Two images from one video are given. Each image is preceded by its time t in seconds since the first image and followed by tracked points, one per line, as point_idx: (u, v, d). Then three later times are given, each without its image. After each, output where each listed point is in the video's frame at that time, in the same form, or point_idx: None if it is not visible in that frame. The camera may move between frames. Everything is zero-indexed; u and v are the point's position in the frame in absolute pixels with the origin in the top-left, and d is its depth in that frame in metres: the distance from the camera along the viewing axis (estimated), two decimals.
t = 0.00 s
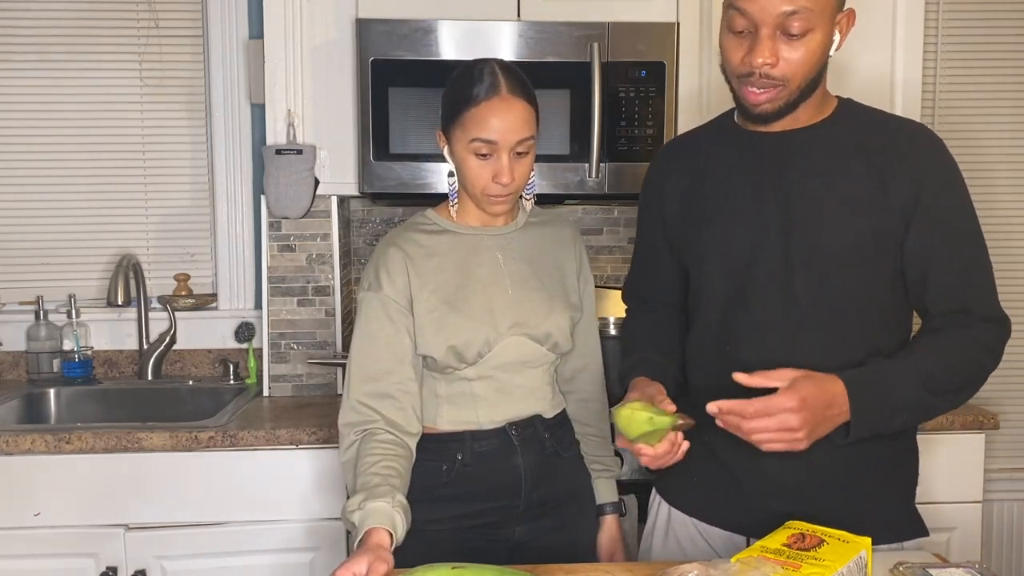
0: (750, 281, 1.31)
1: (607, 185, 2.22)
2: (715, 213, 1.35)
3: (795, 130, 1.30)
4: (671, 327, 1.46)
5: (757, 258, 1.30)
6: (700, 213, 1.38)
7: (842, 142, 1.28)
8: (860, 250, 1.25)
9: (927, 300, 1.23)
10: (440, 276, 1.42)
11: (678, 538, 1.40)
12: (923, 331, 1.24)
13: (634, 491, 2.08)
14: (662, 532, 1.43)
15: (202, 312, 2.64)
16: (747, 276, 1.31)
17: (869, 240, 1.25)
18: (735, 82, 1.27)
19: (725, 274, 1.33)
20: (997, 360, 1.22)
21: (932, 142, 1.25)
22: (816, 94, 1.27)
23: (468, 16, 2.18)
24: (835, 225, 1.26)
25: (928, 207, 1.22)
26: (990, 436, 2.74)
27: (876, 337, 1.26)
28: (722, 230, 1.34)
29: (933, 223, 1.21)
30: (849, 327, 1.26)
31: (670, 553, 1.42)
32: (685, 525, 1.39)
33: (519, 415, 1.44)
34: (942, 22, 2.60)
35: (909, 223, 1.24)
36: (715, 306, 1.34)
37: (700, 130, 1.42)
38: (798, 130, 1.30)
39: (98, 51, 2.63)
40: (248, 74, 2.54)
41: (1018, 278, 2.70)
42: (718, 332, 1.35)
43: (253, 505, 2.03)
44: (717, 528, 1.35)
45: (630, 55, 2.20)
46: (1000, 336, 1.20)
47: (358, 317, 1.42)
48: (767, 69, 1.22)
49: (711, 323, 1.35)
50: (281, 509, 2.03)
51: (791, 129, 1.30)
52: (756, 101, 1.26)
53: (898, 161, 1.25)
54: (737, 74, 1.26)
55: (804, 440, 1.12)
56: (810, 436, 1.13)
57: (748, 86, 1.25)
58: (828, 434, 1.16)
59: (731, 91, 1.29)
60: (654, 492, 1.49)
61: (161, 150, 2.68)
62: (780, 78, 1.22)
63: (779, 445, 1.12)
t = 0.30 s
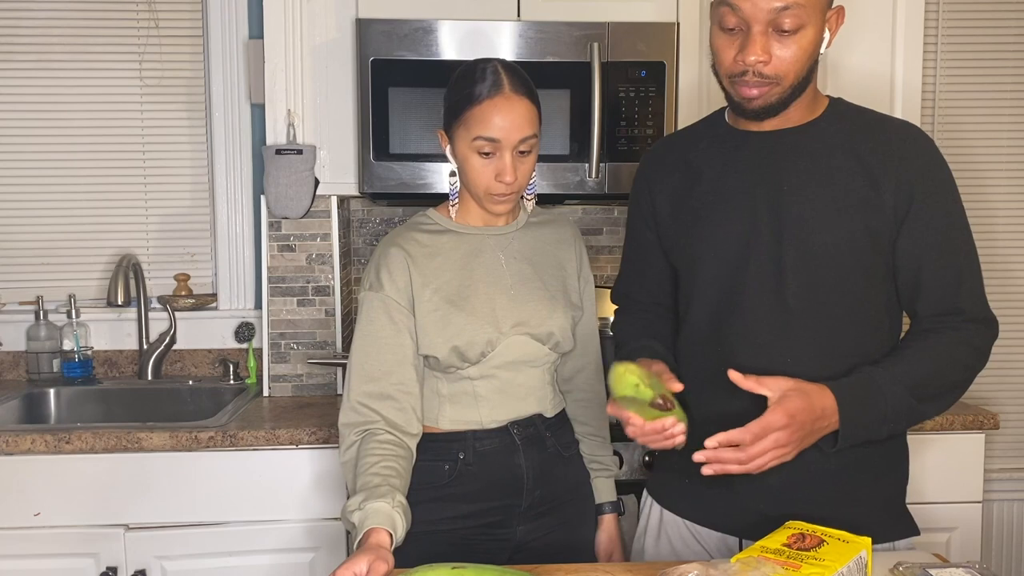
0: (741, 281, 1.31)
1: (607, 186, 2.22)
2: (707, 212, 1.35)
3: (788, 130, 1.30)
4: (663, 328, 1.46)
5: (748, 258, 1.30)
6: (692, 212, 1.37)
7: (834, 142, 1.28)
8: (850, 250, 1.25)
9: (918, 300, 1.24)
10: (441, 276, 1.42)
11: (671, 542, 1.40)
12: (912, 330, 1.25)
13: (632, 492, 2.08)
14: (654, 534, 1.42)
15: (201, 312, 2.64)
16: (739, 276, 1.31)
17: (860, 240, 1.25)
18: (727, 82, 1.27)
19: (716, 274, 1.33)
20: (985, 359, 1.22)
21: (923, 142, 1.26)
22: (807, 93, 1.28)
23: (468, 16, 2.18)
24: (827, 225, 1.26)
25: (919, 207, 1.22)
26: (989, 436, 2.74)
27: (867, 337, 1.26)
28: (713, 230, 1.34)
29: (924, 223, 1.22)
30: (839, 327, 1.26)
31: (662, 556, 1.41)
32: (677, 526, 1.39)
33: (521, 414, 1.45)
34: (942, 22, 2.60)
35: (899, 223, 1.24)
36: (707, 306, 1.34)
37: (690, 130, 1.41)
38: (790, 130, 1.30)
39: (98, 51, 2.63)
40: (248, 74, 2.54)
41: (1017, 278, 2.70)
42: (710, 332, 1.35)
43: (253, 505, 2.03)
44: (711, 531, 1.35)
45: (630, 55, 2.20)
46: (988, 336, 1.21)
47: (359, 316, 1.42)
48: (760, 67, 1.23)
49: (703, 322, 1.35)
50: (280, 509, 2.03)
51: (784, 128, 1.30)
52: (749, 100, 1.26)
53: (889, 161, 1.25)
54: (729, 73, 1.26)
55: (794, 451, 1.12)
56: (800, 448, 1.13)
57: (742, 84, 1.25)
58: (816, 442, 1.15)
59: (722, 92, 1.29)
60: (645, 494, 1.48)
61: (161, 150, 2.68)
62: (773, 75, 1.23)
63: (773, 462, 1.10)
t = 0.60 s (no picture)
0: (729, 282, 1.31)
1: (607, 185, 2.22)
2: (696, 213, 1.35)
3: (787, 123, 1.30)
4: (656, 329, 1.46)
5: (736, 259, 1.30)
6: (681, 213, 1.37)
7: (822, 142, 1.28)
8: (838, 251, 1.25)
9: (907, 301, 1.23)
10: (442, 276, 1.42)
11: (663, 545, 1.39)
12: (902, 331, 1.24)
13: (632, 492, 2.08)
14: (647, 536, 1.42)
15: (201, 312, 2.64)
16: (728, 277, 1.31)
17: (848, 241, 1.25)
18: (729, 66, 1.28)
19: (705, 275, 1.33)
20: (977, 360, 1.21)
21: (912, 142, 1.25)
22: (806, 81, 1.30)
23: (468, 17, 2.18)
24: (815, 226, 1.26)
25: (907, 207, 1.22)
26: (989, 436, 2.74)
27: (856, 338, 1.26)
28: (702, 231, 1.34)
29: (911, 223, 1.21)
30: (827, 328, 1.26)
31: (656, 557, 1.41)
32: (669, 525, 1.39)
33: (523, 414, 1.45)
34: (942, 22, 2.59)
35: (886, 224, 1.24)
36: (697, 307, 1.34)
37: (681, 130, 1.41)
38: (791, 121, 1.30)
39: (98, 51, 2.63)
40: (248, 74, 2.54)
41: (1018, 278, 2.70)
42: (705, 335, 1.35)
43: (253, 505, 2.03)
44: (704, 534, 1.35)
45: (630, 55, 2.20)
46: (977, 339, 1.20)
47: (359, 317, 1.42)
48: (767, 43, 1.24)
49: (693, 323, 1.35)
50: (280, 509, 2.03)
51: (784, 121, 1.30)
52: (754, 80, 1.26)
53: (877, 161, 1.25)
54: (732, 54, 1.27)
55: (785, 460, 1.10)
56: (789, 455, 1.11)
57: (747, 65, 1.26)
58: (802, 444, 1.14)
59: (722, 81, 1.30)
60: (638, 495, 1.48)
61: (161, 150, 2.68)
62: (779, 50, 1.24)
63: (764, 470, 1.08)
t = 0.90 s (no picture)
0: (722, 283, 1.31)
1: (607, 185, 2.22)
2: (691, 215, 1.35)
3: (779, 122, 1.30)
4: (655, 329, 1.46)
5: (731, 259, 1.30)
6: (677, 214, 1.38)
7: (816, 142, 1.28)
8: (833, 250, 1.25)
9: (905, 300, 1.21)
10: (441, 276, 1.42)
11: (660, 544, 1.40)
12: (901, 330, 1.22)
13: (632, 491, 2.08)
14: (644, 535, 1.43)
15: (201, 312, 2.64)
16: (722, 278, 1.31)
17: (842, 241, 1.24)
18: (719, 68, 1.27)
19: (700, 276, 1.34)
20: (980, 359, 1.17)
21: (906, 139, 1.24)
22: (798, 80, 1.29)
23: (468, 17, 2.18)
24: (808, 226, 1.26)
25: (900, 205, 1.20)
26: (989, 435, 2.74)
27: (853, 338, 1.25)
28: (697, 232, 1.34)
29: (905, 221, 1.20)
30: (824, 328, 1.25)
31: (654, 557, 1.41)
32: (664, 526, 1.39)
33: (523, 414, 1.45)
34: (942, 22, 2.59)
35: (878, 222, 1.23)
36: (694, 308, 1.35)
37: (679, 132, 1.42)
38: (783, 121, 1.30)
39: (98, 51, 2.63)
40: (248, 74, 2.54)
41: (1018, 278, 2.70)
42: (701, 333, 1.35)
43: (252, 505, 2.03)
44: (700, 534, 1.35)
45: (630, 55, 2.20)
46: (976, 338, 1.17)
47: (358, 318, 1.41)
48: (756, 47, 1.23)
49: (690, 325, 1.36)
50: (280, 509, 2.03)
51: (775, 121, 1.30)
52: (745, 84, 1.26)
53: (870, 159, 1.24)
54: (721, 57, 1.26)
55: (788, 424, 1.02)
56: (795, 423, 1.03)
57: (737, 68, 1.26)
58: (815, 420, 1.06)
59: (713, 82, 1.29)
60: (634, 495, 1.48)
61: (161, 150, 2.68)
62: (768, 54, 1.23)
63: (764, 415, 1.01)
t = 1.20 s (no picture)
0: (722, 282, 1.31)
1: (607, 185, 2.22)
2: (690, 216, 1.36)
3: (769, 129, 1.30)
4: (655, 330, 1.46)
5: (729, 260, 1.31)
6: (676, 215, 1.38)
7: (812, 141, 1.28)
8: (830, 249, 1.25)
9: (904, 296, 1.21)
10: (438, 275, 1.42)
11: (660, 543, 1.40)
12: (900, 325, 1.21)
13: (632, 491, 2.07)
14: (645, 535, 1.43)
15: (201, 312, 2.64)
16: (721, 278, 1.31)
17: (840, 239, 1.24)
18: (707, 76, 1.28)
19: (699, 276, 1.34)
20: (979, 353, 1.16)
21: (902, 136, 1.24)
22: (789, 87, 1.28)
23: (468, 17, 2.18)
24: (805, 225, 1.26)
25: (896, 202, 1.20)
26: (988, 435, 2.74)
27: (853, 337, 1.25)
28: (696, 232, 1.35)
29: (901, 218, 1.19)
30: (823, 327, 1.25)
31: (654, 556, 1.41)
32: (664, 526, 1.40)
33: (520, 415, 1.44)
34: (942, 22, 2.59)
35: (874, 218, 1.23)
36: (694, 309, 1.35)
37: (678, 132, 1.42)
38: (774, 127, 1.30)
39: (98, 51, 2.63)
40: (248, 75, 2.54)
41: (1018, 278, 2.70)
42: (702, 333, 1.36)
43: (252, 505, 2.03)
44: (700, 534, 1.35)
45: (631, 55, 2.20)
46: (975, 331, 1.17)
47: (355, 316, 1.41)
48: (743, 56, 1.23)
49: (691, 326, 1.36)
50: (279, 509, 2.03)
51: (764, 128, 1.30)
52: (731, 92, 1.26)
53: (865, 157, 1.24)
54: (709, 65, 1.26)
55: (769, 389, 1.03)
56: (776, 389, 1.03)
57: (724, 77, 1.26)
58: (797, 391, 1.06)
59: (703, 88, 1.30)
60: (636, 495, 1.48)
61: (161, 150, 2.68)
62: (753, 63, 1.23)
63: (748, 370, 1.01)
